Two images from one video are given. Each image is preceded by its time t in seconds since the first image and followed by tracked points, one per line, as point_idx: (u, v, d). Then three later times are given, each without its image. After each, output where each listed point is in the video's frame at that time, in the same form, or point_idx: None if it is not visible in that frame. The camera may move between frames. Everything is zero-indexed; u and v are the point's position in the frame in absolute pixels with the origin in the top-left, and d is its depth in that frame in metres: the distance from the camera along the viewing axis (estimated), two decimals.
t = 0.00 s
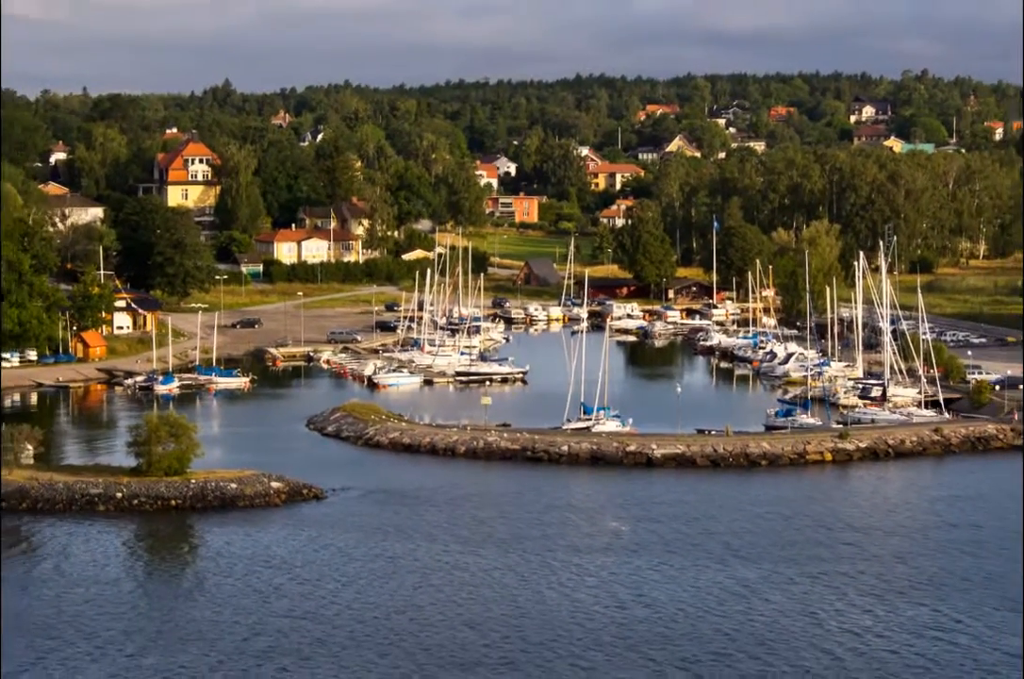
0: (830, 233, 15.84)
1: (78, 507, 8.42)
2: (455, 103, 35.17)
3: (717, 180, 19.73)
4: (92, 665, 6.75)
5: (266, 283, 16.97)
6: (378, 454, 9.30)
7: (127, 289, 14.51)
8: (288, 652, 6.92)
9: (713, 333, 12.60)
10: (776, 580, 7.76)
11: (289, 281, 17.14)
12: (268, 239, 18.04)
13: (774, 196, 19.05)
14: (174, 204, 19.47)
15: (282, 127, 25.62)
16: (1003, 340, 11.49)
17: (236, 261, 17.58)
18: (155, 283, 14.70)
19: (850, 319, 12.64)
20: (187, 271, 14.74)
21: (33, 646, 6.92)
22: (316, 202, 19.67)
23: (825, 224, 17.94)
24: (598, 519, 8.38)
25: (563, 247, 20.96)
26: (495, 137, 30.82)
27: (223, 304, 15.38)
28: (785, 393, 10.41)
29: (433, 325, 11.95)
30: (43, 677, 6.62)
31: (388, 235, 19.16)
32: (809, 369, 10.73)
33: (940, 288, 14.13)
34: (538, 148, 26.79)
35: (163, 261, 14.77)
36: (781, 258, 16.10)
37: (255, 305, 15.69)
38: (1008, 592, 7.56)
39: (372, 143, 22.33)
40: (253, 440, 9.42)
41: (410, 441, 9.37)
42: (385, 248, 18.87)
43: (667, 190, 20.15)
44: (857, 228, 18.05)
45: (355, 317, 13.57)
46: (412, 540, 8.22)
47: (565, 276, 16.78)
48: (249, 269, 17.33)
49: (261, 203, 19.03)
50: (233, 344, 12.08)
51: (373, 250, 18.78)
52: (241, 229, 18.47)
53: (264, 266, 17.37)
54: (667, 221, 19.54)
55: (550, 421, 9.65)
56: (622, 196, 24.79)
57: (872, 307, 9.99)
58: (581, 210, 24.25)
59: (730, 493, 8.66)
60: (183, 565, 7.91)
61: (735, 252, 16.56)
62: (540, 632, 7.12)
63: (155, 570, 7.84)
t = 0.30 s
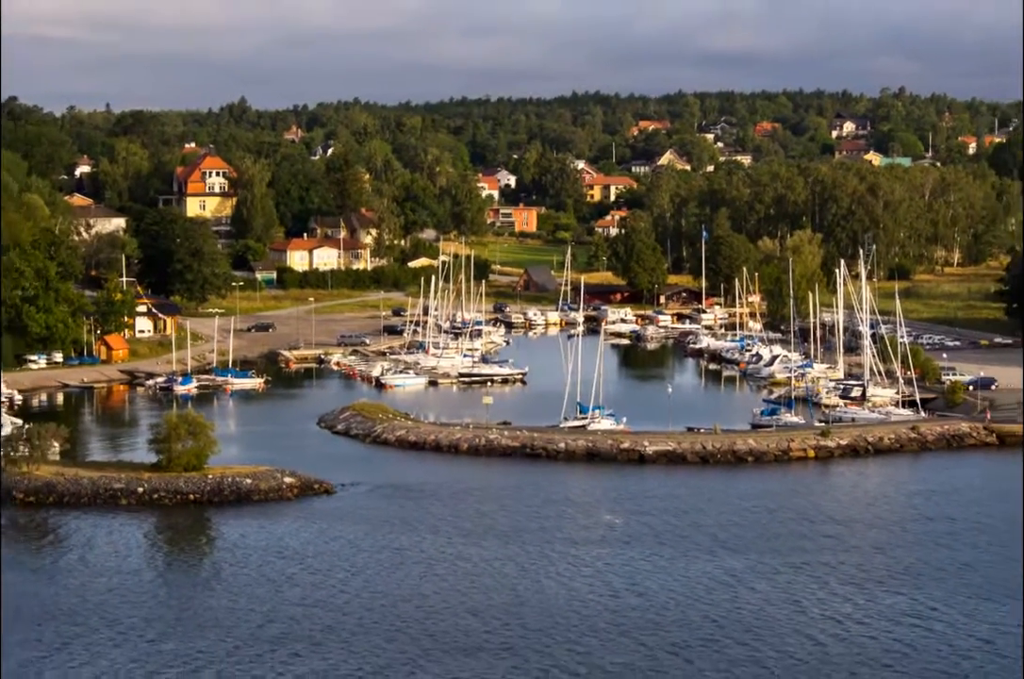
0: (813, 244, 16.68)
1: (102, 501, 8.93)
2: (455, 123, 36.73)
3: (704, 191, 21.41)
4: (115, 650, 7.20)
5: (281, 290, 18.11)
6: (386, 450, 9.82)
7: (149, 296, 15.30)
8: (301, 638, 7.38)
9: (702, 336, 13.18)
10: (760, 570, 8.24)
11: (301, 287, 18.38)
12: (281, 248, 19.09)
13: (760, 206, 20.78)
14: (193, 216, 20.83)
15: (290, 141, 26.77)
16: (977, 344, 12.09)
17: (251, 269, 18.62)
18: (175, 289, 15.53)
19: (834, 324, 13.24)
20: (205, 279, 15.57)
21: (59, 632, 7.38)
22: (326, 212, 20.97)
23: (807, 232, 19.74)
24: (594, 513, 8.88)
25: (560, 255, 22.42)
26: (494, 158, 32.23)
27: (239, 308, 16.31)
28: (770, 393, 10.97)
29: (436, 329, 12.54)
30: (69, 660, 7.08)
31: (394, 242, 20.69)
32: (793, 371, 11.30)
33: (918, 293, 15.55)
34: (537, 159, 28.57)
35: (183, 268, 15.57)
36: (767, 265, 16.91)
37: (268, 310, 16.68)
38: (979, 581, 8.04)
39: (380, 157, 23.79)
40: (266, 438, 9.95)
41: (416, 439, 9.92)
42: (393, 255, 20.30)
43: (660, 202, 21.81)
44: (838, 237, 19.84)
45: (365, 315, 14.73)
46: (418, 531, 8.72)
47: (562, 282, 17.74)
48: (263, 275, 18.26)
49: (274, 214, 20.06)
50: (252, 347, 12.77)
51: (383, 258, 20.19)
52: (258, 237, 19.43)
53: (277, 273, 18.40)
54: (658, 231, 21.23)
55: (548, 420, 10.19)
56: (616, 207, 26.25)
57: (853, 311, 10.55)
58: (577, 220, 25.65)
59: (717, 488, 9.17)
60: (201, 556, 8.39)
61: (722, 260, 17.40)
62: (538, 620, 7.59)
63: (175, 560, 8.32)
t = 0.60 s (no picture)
0: (797, 251, 17.27)
1: (123, 495, 9.42)
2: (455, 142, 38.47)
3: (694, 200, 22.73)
4: (136, 636, 7.67)
5: (292, 295, 19.37)
6: (392, 447, 10.35)
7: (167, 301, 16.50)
8: (312, 624, 7.85)
9: (692, 339, 13.76)
10: (747, 560, 8.73)
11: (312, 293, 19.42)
12: (293, 258, 20.76)
13: (747, 216, 21.76)
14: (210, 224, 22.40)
15: (302, 156, 28.06)
16: (953, 345, 12.69)
17: (265, 277, 20.16)
18: (193, 294, 16.67)
19: (818, 330, 13.84)
20: (220, 285, 16.76)
21: (83, 619, 7.87)
22: (336, 221, 23.00)
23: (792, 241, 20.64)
24: (590, 507, 9.37)
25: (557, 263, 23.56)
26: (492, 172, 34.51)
27: (252, 313, 17.46)
28: (757, 393, 11.55)
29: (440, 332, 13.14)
30: (92, 646, 7.56)
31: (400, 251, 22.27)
32: (779, 373, 11.84)
33: (895, 300, 16.48)
34: (535, 173, 30.55)
35: (199, 274, 16.77)
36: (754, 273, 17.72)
37: (281, 314, 17.78)
38: (955, 571, 8.53)
39: (385, 170, 25.32)
40: (279, 436, 10.47)
41: (421, 436, 10.45)
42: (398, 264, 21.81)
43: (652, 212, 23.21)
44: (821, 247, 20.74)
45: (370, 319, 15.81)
46: (423, 524, 9.21)
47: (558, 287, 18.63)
48: (276, 283, 19.73)
49: (287, 222, 21.89)
50: (266, 350, 13.48)
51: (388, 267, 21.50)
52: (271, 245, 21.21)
53: (288, 279, 19.86)
54: (651, 240, 22.23)
55: (546, 418, 10.73)
56: (610, 216, 28.02)
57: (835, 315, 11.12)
58: (572, 229, 27.84)
59: (707, 483, 9.67)
60: (217, 548, 8.87)
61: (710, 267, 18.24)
62: (536, 608, 8.07)
63: (192, 551, 8.80)
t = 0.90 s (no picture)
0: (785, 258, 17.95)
1: (142, 490, 9.93)
2: (460, 156, 40.44)
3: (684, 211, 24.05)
4: (155, 624, 8.11)
5: (303, 301, 20.56)
6: (398, 445, 10.91)
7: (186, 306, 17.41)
8: (322, 613, 8.29)
9: (683, 343, 14.37)
10: (735, 552, 9.20)
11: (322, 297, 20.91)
12: (303, 264, 21.70)
13: (736, 225, 22.98)
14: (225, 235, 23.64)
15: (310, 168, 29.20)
16: (931, 349, 13.33)
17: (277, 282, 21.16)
18: (208, 299, 17.56)
19: (803, 334, 14.48)
20: (235, 290, 17.59)
21: (104, 609, 8.32)
22: (344, 230, 24.12)
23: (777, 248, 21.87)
24: (586, 502, 9.87)
25: (555, 271, 24.60)
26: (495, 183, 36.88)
27: (265, 317, 18.40)
28: (746, 393, 12.15)
29: (443, 335, 13.78)
30: (113, 634, 7.99)
31: (406, 258, 23.46)
32: (766, 375, 12.44)
33: (877, 305, 17.26)
34: (535, 186, 32.20)
35: (215, 281, 17.58)
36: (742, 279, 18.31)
37: (293, 319, 18.73)
38: (933, 562, 9.01)
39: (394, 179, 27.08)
40: (291, 435, 11.02)
41: (425, 434, 11.02)
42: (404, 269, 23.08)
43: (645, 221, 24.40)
44: (807, 254, 21.82)
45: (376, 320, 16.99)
46: (427, 517, 9.71)
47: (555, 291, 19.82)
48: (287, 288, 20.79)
49: (298, 231, 22.85)
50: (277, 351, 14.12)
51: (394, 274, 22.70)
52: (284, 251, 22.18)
53: (300, 284, 21.08)
54: (645, 247, 23.69)
55: (544, 417, 11.30)
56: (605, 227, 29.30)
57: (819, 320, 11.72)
58: (570, 237, 29.09)
59: (697, 480, 10.18)
60: (231, 540, 9.35)
61: (701, 273, 18.99)
62: (536, 598, 8.53)
63: (208, 544, 9.28)
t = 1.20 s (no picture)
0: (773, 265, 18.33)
1: (159, 485, 10.43)
2: (462, 170, 41.63)
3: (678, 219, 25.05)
4: (172, 613, 8.57)
5: (314, 305, 21.19)
6: (404, 443, 11.44)
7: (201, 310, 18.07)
8: (331, 603, 8.76)
9: (675, 345, 14.93)
10: (724, 544, 9.68)
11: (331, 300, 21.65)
12: (314, 270, 22.47)
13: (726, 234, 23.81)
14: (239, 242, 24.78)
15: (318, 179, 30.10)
16: (911, 350, 14.03)
17: (288, 287, 21.92)
18: (222, 304, 18.18)
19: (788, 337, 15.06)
20: (247, 294, 18.19)
21: (123, 599, 8.78)
22: (353, 238, 25.25)
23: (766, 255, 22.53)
24: (582, 497, 10.37)
25: (553, 277, 25.42)
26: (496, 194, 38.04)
27: (277, 321, 19.06)
28: (734, 393, 12.75)
29: (446, 338, 14.40)
30: (132, 623, 8.45)
31: (412, 264, 24.31)
32: (754, 376, 13.01)
33: (859, 310, 18.10)
34: (534, 196, 33.20)
35: (229, 287, 18.21)
36: (731, 283, 18.81)
37: (302, 321, 19.46)
38: (913, 554, 9.50)
39: (400, 190, 28.47)
40: (302, 434, 11.55)
41: (430, 433, 11.56)
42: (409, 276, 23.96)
43: (639, 231, 25.36)
44: (792, 260, 22.39)
45: (384, 325, 17.69)
46: (430, 510, 10.20)
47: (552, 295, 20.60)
48: (298, 292, 21.49)
49: (308, 240, 23.73)
50: (288, 356, 14.70)
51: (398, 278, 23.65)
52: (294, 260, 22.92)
53: (310, 289, 21.53)
54: (639, 253, 24.72)
55: (543, 416, 11.87)
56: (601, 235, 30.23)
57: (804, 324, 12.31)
58: (568, 245, 30.07)
59: (689, 476, 10.69)
60: (245, 534, 9.82)
61: (692, 279, 19.61)
62: (534, 588, 9.00)
63: (222, 537, 9.76)
